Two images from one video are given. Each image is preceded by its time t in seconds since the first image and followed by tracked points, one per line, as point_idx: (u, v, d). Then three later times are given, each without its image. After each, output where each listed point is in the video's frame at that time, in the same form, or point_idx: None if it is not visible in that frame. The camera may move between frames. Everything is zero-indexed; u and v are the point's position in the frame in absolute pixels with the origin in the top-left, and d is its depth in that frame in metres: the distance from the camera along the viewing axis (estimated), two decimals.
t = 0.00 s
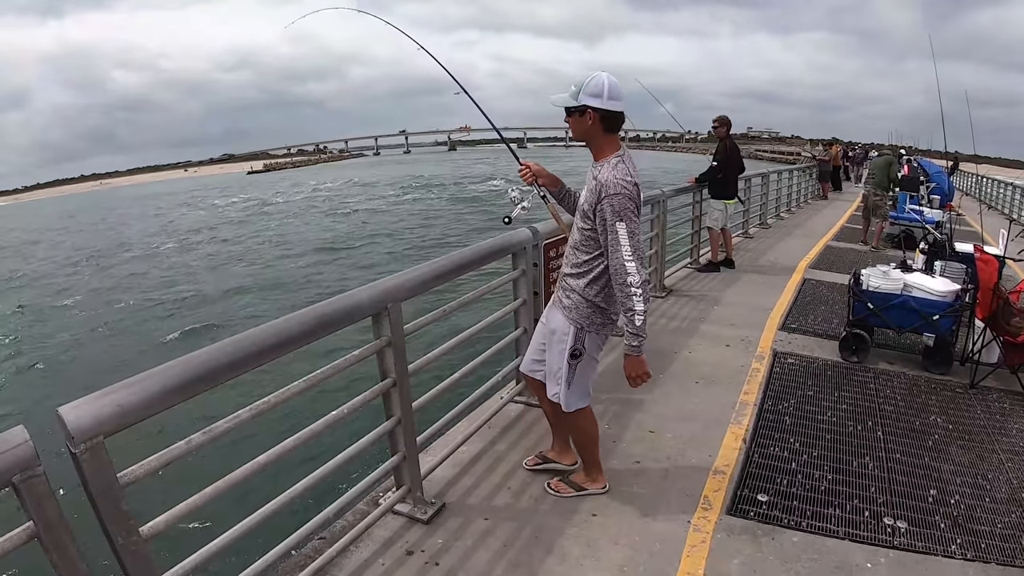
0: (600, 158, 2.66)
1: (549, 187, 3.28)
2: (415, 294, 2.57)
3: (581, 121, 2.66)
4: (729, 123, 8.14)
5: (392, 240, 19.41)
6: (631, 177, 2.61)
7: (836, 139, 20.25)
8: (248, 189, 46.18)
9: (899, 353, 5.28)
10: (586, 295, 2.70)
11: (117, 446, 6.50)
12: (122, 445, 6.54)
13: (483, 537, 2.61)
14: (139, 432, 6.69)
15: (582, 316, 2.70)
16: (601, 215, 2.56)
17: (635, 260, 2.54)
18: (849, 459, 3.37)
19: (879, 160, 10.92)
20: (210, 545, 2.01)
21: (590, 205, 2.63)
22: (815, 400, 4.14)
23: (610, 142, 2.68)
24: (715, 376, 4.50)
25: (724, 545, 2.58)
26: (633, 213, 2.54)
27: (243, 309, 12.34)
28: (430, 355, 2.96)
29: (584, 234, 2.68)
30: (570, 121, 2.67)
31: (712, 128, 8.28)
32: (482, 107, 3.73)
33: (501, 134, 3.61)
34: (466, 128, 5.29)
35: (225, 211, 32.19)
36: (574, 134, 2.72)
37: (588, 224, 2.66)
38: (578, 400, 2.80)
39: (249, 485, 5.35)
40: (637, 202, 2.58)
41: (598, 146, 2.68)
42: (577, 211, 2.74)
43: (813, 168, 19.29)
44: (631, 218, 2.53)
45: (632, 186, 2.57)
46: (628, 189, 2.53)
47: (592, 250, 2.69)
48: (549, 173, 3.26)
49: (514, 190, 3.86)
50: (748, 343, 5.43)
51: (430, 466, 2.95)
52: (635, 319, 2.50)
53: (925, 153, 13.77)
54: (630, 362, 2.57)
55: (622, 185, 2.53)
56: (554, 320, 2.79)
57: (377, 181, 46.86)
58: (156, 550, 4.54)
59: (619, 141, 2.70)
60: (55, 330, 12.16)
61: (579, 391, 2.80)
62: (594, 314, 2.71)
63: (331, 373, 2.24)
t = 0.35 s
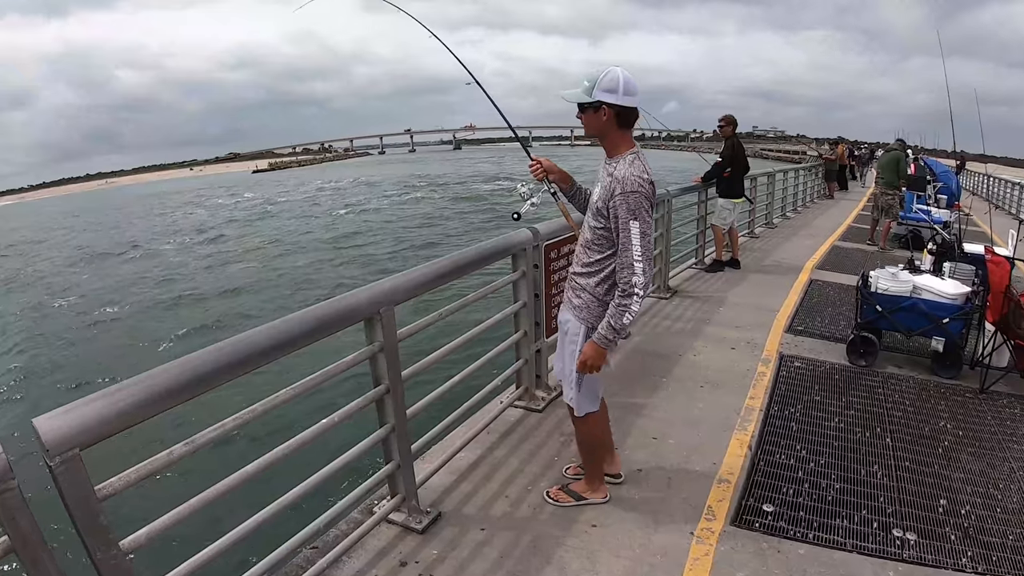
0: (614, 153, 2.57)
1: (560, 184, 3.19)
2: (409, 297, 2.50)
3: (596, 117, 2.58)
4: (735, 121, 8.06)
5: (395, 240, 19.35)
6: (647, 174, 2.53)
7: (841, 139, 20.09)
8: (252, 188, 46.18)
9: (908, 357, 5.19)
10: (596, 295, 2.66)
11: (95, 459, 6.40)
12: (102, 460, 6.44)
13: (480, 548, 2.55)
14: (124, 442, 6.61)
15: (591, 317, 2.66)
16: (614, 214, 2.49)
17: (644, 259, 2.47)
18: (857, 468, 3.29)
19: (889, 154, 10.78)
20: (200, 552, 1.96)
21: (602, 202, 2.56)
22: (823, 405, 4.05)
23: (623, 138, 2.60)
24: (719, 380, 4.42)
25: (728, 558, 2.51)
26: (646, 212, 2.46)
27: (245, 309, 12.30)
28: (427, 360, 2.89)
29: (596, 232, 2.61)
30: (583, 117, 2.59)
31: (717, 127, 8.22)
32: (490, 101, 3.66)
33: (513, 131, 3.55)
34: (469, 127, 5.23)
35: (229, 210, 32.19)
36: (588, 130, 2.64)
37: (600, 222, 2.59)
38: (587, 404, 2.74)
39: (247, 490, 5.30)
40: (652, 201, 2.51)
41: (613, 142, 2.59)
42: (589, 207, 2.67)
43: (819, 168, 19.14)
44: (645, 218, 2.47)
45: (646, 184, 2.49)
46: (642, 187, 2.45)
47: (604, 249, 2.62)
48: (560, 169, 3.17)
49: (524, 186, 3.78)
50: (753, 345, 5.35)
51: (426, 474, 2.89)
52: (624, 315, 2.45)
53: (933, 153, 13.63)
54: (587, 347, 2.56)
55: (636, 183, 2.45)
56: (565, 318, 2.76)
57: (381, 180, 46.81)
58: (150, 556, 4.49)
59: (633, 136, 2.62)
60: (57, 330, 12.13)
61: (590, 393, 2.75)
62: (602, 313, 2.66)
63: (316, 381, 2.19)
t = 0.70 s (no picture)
0: (625, 158, 2.48)
1: (569, 194, 3.02)
2: (398, 309, 2.45)
3: (606, 125, 2.49)
4: (740, 126, 7.96)
5: (398, 242, 19.26)
6: (659, 181, 2.43)
7: (848, 145, 19.91)
8: (257, 189, 46.21)
9: (918, 371, 5.06)
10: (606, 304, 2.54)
11: (71, 476, 6.26)
12: (88, 470, 6.35)
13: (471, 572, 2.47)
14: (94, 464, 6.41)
15: (599, 327, 2.53)
16: (625, 219, 2.39)
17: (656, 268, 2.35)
18: (866, 488, 3.18)
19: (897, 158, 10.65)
20: None
21: (613, 208, 2.46)
22: (830, 421, 3.93)
23: (637, 144, 2.49)
24: (724, 393, 4.32)
25: None
26: (657, 219, 2.35)
27: (245, 312, 12.23)
28: (424, 370, 2.79)
29: (606, 240, 2.51)
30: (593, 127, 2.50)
31: (721, 132, 8.11)
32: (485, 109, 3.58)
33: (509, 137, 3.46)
34: (474, 130, 5.18)
35: (232, 211, 32.18)
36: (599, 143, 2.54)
37: (611, 228, 2.48)
38: (587, 418, 2.63)
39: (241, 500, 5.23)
40: (663, 208, 2.41)
41: (626, 147, 2.49)
42: (601, 214, 2.57)
43: (826, 174, 18.98)
44: (656, 224, 2.36)
45: (658, 191, 2.39)
46: (654, 192, 2.35)
47: (614, 256, 2.51)
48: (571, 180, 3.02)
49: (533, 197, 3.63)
50: (759, 357, 5.25)
51: (417, 492, 2.82)
52: (634, 325, 2.34)
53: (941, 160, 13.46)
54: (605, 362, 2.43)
55: (648, 187, 2.35)
56: (573, 328, 2.64)
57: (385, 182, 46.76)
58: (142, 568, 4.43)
59: (645, 141, 2.52)
60: (57, 330, 12.10)
61: (592, 410, 2.63)
62: (611, 324, 2.53)
63: (302, 397, 2.12)
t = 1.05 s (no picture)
0: (637, 164, 2.38)
1: (565, 208, 2.93)
2: (383, 321, 2.39)
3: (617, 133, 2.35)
4: (739, 134, 7.91)
5: (395, 245, 19.19)
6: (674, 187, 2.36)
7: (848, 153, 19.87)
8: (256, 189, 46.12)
9: (918, 385, 4.99)
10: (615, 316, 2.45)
11: (57, 479, 6.17)
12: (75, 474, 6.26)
13: None
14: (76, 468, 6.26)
15: (607, 340, 2.44)
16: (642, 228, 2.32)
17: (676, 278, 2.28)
18: (866, 508, 3.10)
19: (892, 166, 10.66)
20: None
21: (626, 216, 2.38)
22: (829, 437, 3.86)
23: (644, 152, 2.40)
24: (720, 407, 4.25)
25: None
26: (676, 227, 2.28)
27: (240, 313, 12.14)
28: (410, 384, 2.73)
29: (618, 248, 2.42)
30: (606, 135, 2.33)
31: (721, 140, 8.06)
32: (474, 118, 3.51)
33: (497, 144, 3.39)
34: (472, 133, 5.09)
35: (231, 211, 32.09)
36: (607, 152, 2.37)
37: (624, 236, 2.39)
38: (595, 435, 2.55)
39: (228, 509, 5.14)
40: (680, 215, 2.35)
41: (633, 155, 2.38)
42: (609, 221, 2.48)
43: (825, 182, 18.93)
44: (675, 232, 2.29)
45: (676, 198, 2.32)
46: (674, 200, 2.28)
47: (625, 266, 2.42)
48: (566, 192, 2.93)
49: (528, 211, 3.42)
50: (756, 369, 5.18)
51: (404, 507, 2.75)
52: (662, 337, 2.25)
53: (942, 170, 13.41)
54: (632, 376, 2.33)
55: (667, 195, 2.28)
56: (580, 341, 2.55)
57: (384, 184, 46.67)
58: None
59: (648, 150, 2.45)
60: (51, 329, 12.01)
61: (600, 426, 2.55)
62: (620, 336, 2.44)
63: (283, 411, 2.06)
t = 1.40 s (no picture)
0: (633, 166, 2.30)
1: (552, 214, 2.87)
2: (369, 324, 2.33)
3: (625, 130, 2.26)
4: (736, 138, 7.85)
5: (392, 246, 19.10)
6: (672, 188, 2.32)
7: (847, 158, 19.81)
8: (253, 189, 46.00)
9: (915, 393, 4.94)
10: (620, 320, 2.38)
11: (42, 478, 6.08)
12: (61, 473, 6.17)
13: None
14: (59, 468, 6.13)
15: (614, 347, 2.36)
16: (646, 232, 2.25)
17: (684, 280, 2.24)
18: (861, 519, 3.04)
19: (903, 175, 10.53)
20: None
21: (627, 219, 2.29)
22: (824, 445, 3.80)
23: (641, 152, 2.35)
24: (714, 413, 4.19)
25: None
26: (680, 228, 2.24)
27: (234, 313, 12.05)
28: (397, 389, 2.66)
29: (618, 255, 2.34)
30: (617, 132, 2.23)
31: (718, 143, 8.00)
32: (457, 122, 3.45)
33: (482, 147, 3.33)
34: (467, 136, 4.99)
35: (229, 210, 32.01)
36: (611, 150, 2.27)
37: (626, 239, 2.31)
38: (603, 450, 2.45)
39: (216, 512, 5.07)
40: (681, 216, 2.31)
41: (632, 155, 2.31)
42: (605, 224, 2.38)
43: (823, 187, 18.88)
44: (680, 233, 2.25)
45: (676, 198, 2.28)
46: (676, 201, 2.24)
47: (628, 270, 2.35)
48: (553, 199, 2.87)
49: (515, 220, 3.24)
50: (751, 375, 5.12)
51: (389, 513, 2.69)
52: (676, 341, 2.19)
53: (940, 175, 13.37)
54: (644, 384, 2.25)
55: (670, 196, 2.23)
56: (580, 354, 2.45)
57: (382, 185, 46.56)
58: None
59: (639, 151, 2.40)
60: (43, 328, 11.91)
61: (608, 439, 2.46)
62: (626, 342, 2.37)
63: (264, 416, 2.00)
